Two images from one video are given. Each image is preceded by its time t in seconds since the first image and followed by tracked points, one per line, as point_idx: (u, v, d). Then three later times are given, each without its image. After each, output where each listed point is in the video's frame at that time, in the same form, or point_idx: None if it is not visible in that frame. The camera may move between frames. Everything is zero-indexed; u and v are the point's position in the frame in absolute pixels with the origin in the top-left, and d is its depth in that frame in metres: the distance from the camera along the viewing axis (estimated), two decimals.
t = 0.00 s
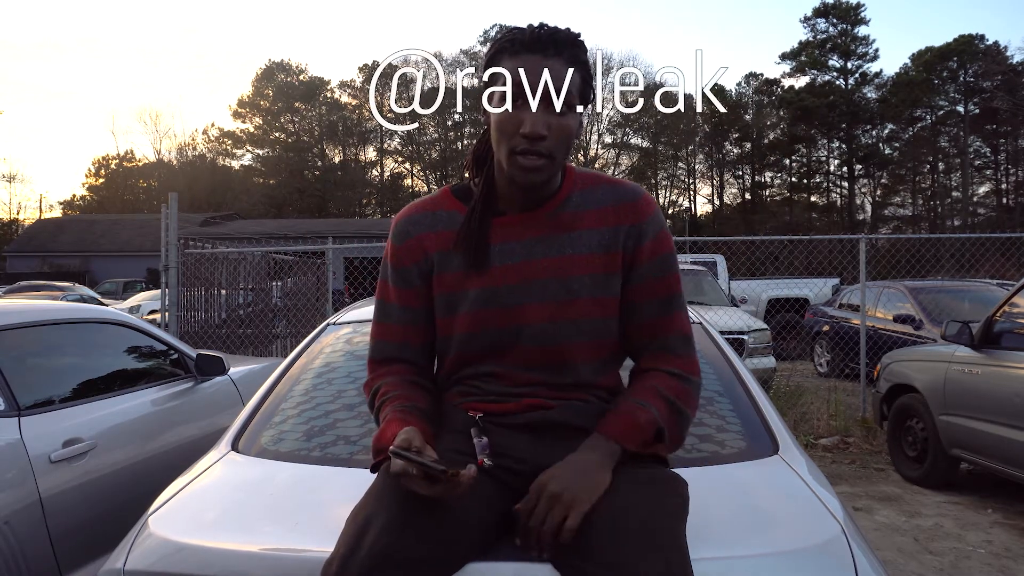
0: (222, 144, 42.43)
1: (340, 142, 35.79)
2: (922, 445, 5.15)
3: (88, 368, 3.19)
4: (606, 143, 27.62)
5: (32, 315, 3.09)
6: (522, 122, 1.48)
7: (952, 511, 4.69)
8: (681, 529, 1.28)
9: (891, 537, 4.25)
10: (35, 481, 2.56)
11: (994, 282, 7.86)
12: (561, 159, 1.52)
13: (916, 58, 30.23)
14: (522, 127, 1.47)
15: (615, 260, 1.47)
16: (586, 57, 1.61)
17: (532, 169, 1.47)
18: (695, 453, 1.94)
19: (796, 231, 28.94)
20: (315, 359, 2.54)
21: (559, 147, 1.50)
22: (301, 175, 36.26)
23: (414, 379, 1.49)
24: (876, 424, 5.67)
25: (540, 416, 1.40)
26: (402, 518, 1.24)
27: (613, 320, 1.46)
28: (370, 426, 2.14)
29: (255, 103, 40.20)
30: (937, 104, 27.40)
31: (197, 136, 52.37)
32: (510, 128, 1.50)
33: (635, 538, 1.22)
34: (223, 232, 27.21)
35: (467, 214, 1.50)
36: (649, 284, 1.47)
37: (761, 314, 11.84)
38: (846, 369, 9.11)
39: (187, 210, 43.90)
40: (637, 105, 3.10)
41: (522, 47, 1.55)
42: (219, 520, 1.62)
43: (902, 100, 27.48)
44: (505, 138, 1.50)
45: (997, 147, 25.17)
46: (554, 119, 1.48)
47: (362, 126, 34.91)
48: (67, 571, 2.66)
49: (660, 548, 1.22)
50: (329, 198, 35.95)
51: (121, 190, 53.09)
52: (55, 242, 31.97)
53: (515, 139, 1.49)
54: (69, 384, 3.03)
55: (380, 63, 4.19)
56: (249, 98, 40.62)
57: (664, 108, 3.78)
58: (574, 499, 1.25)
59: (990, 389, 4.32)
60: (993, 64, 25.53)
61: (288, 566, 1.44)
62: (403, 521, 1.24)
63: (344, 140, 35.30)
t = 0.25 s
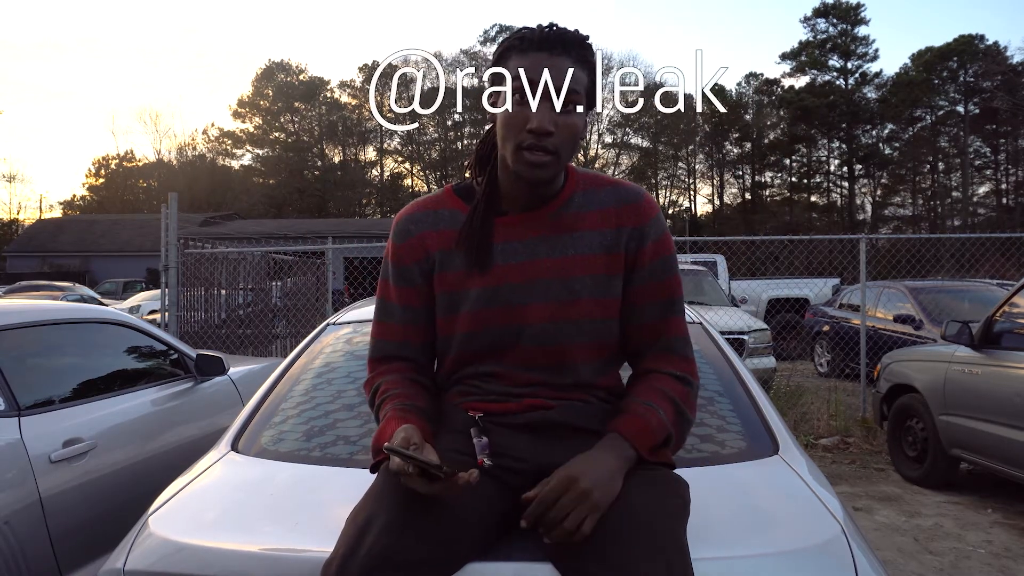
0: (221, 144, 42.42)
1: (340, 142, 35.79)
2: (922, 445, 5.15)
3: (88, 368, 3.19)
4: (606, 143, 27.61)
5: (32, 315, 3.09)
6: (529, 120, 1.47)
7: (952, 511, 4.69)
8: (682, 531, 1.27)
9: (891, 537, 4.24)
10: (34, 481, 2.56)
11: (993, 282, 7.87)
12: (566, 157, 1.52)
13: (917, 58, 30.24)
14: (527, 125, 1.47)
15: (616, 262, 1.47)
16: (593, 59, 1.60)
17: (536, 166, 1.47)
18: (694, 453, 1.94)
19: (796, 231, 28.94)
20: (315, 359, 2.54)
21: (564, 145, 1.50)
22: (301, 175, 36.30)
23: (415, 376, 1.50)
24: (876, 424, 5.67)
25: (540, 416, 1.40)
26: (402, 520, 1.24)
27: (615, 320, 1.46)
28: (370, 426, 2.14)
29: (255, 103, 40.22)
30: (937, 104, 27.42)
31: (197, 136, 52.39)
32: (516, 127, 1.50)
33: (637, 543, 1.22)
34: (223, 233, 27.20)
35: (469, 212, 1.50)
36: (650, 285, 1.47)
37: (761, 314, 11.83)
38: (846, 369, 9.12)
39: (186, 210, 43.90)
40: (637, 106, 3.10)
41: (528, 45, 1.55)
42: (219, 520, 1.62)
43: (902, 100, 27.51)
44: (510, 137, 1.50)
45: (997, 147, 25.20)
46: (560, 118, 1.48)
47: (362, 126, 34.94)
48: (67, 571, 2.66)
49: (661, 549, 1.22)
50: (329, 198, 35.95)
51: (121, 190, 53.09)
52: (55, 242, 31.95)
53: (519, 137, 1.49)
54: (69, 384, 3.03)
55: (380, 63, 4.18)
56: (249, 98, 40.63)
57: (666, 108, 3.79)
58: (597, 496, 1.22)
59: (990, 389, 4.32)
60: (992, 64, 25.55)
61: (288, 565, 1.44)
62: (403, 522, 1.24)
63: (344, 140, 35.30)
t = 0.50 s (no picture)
0: (221, 144, 42.42)
1: (340, 142, 35.78)
2: (922, 445, 5.15)
3: (88, 368, 3.19)
4: (606, 143, 27.63)
5: (32, 315, 3.09)
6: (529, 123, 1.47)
7: (952, 511, 4.69)
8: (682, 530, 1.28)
9: (891, 536, 4.25)
10: (35, 481, 2.56)
11: (994, 282, 7.87)
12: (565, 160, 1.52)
13: (917, 58, 30.23)
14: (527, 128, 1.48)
15: (618, 262, 1.47)
16: (594, 62, 1.60)
17: (536, 170, 1.47)
18: (695, 453, 1.94)
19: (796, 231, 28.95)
20: (315, 359, 2.54)
21: (563, 148, 1.50)
22: (301, 175, 36.34)
23: (416, 375, 1.49)
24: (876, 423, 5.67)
25: (541, 415, 1.40)
26: (404, 519, 1.24)
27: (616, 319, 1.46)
28: (370, 425, 2.15)
29: (254, 103, 40.22)
30: (937, 104, 27.42)
31: (197, 136, 52.44)
32: (516, 128, 1.50)
33: (636, 541, 1.22)
34: (223, 232, 27.21)
35: (470, 213, 1.50)
36: (651, 285, 1.48)
37: (762, 314, 11.83)
38: (847, 369, 9.13)
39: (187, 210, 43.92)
40: (637, 105, 3.10)
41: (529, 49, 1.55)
42: (218, 520, 1.62)
43: (902, 100, 27.53)
44: (509, 140, 1.50)
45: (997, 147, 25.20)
46: (560, 121, 1.48)
47: (361, 126, 34.97)
48: (67, 571, 2.67)
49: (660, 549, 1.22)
50: (329, 198, 35.95)
51: (121, 190, 53.13)
52: (55, 243, 31.97)
53: (519, 140, 1.49)
54: (69, 384, 3.03)
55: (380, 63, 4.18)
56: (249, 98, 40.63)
57: (667, 108, 3.78)
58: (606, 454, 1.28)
59: (990, 389, 4.32)
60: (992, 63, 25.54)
61: (289, 565, 1.44)
62: (404, 521, 1.24)
63: (344, 140, 35.29)
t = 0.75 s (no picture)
0: (221, 143, 42.42)
1: (340, 142, 35.78)
2: (922, 445, 5.15)
3: (88, 368, 3.19)
4: (606, 143, 27.64)
5: (33, 315, 3.09)
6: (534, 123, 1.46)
7: (952, 511, 4.69)
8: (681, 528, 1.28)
9: (891, 537, 4.24)
10: (34, 481, 2.56)
11: (994, 282, 7.86)
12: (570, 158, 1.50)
13: (917, 58, 30.26)
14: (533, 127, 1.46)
15: (619, 256, 1.47)
16: (594, 61, 1.60)
17: (538, 169, 1.46)
18: (695, 453, 1.93)
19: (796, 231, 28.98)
20: (315, 359, 2.54)
21: (567, 149, 1.49)
22: (301, 175, 36.37)
23: (417, 377, 1.49)
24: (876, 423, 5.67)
25: (542, 413, 1.40)
26: (405, 519, 1.24)
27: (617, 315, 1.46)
28: (369, 426, 2.14)
29: (254, 103, 40.22)
30: (937, 104, 27.41)
31: (197, 136, 52.46)
32: (521, 127, 1.48)
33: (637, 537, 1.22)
34: (223, 232, 27.22)
35: (469, 214, 1.50)
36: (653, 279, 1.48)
37: (761, 314, 11.83)
38: (847, 369, 9.13)
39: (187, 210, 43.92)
40: (637, 105, 3.10)
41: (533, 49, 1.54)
42: (218, 521, 1.62)
43: (902, 100, 27.57)
44: (514, 139, 1.49)
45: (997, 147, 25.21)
46: (566, 119, 1.46)
47: (361, 126, 34.99)
48: (67, 571, 2.66)
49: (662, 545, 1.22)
50: (329, 198, 35.95)
51: (121, 190, 53.13)
52: (55, 243, 31.96)
53: (521, 141, 1.48)
54: (69, 384, 3.03)
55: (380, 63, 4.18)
56: (249, 98, 40.64)
57: (667, 108, 3.78)
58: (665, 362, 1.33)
59: (989, 389, 4.32)
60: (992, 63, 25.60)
61: (289, 566, 1.44)
62: (405, 521, 1.24)
63: (344, 140, 35.30)
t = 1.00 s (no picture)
0: (221, 143, 42.43)
1: (340, 142, 35.79)
2: (922, 445, 5.15)
3: (88, 368, 3.19)
4: (606, 143, 27.65)
5: (33, 315, 3.10)
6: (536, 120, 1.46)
7: (952, 512, 4.68)
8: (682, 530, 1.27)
9: (891, 537, 4.24)
10: (35, 480, 2.56)
11: (994, 282, 7.86)
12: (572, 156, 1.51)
13: (917, 58, 30.25)
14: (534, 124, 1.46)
15: (619, 257, 1.47)
16: (593, 59, 1.60)
17: (540, 165, 1.46)
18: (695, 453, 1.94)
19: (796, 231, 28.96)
20: (316, 359, 2.54)
21: (569, 145, 1.50)
22: (301, 175, 36.40)
23: (417, 376, 1.49)
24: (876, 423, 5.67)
25: (543, 413, 1.40)
26: (405, 520, 1.24)
27: (618, 315, 1.46)
28: (369, 426, 2.14)
29: (255, 103, 40.22)
30: (937, 104, 27.05)
31: (197, 136, 52.47)
32: (522, 124, 1.48)
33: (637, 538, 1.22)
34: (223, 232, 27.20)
35: (471, 213, 1.50)
36: (653, 279, 1.47)
37: (762, 314, 11.84)
38: (847, 369, 9.13)
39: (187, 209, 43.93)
40: (637, 105, 3.10)
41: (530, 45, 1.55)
42: (219, 520, 1.62)
43: (903, 100, 27.60)
44: (515, 138, 1.49)
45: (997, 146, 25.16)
46: (566, 117, 1.47)
47: (361, 126, 35.00)
48: (67, 571, 2.66)
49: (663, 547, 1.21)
50: (329, 198, 35.94)
51: (121, 189, 53.16)
52: (55, 243, 31.97)
53: (523, 136, 1.48)
54: (69, 384, 3.03)
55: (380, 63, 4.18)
56: (249, 98, 40.64)
57: (667, 108, 3.79)
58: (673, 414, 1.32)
59: (990, 389, 4.32)
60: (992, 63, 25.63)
61: (288, 565, 1.44)
62: (406, 521, 1.24)
63: (344, 140, 35.32)
